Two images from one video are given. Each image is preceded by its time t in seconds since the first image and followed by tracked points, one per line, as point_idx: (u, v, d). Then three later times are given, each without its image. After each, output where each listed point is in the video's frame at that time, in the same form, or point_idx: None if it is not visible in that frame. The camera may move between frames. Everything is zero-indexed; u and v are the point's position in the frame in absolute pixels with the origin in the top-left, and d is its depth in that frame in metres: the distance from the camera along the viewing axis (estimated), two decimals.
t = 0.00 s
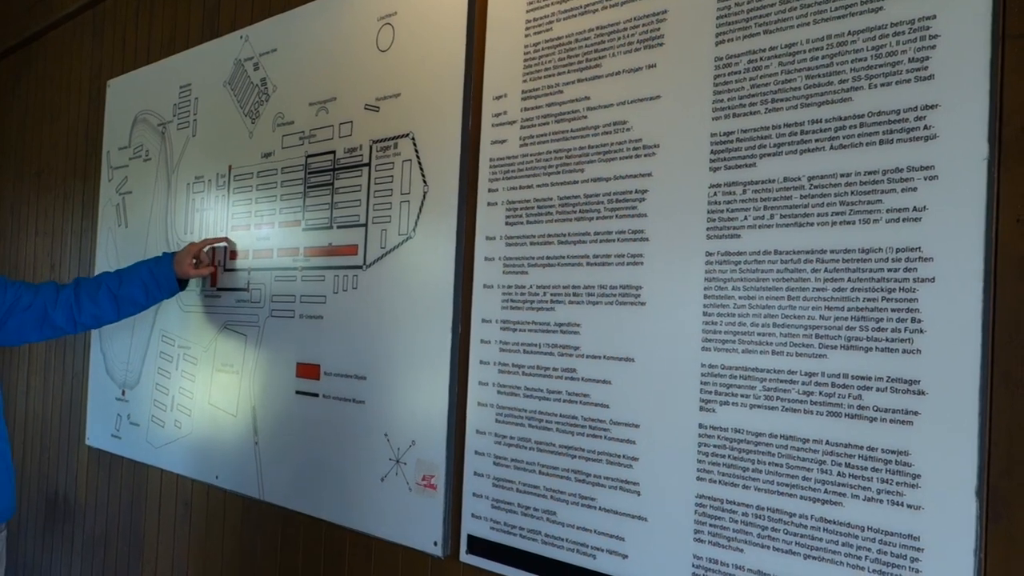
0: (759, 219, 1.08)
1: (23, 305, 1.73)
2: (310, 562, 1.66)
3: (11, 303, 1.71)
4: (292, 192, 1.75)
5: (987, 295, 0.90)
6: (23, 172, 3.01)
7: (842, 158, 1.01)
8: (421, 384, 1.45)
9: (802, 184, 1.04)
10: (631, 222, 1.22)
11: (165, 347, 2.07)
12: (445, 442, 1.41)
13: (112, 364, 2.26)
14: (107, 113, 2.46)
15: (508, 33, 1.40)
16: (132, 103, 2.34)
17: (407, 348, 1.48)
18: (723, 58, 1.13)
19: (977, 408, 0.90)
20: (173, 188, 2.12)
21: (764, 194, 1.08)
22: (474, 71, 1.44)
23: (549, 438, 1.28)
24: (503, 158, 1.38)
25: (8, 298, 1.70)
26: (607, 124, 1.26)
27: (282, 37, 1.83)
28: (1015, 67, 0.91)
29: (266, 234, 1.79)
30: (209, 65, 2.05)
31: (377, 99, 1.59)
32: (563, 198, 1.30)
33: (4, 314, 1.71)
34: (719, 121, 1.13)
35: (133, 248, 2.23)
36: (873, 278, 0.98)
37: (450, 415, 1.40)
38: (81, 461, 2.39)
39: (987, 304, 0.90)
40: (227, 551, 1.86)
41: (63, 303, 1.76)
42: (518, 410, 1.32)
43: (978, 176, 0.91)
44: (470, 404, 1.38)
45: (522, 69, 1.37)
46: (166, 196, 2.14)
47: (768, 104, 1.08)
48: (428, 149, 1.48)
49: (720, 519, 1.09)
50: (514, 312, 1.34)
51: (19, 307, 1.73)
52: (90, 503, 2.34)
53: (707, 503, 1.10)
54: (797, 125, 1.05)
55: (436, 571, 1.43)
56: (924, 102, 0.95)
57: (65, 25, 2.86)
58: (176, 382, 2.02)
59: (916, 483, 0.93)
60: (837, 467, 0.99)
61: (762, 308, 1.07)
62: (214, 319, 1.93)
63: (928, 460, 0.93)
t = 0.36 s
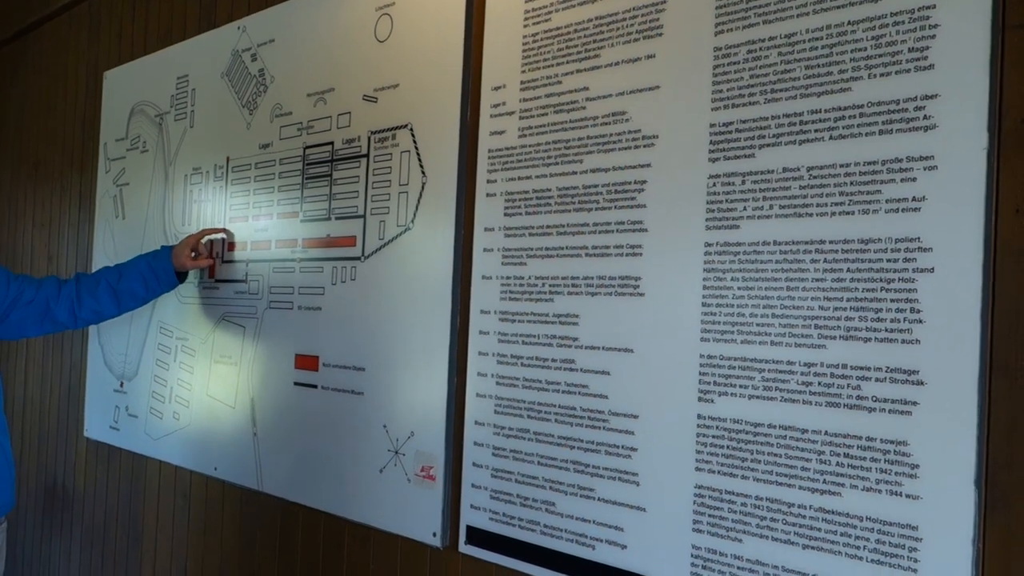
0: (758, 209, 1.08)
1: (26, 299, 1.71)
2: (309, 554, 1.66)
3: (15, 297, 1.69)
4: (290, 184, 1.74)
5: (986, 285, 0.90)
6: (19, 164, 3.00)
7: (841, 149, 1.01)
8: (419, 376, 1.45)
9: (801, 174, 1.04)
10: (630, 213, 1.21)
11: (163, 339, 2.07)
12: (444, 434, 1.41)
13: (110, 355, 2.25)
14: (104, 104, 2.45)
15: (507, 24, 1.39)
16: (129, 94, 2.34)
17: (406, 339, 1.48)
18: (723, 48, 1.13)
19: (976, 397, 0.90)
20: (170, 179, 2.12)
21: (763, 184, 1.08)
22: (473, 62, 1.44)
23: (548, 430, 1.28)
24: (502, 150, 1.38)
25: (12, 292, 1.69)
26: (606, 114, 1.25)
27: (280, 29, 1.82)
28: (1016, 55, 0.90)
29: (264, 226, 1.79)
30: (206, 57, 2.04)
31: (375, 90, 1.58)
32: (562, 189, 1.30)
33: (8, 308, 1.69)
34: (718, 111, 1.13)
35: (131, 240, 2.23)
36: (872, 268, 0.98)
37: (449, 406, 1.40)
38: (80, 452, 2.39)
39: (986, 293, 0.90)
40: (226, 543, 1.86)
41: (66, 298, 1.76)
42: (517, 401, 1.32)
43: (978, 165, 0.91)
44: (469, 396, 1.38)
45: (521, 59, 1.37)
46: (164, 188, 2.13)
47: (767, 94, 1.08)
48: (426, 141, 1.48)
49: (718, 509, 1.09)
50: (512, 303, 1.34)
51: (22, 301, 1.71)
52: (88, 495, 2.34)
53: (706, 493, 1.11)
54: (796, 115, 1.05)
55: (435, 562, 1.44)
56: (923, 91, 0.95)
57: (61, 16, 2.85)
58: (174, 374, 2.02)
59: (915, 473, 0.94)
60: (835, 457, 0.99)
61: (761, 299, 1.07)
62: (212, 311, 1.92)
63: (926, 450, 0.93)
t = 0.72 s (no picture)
0: (759, 204, 1.08)
1: (32, 297, 1.72)
2: (309, 549, 1.66)
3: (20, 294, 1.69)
4: (290, 178, 1.74)
5: (987, 280, 0.90)
6: (19, 158, 2.99)
7: (842, 144, 1.01)
8: (420, 371, 1.45)
9: (803, 170, 1.04)
10: (631, 208, 1.21)
11: (163, 334, 2.06)
12: (444, 429, 1.41)
13: (110, 350, 2.25)
14: (103, 98, 2.44)
15: (508, 19, 1.39)
16: (129, 88, 2.33)
17: (406, 334, 1.48)
18: (724, 43, 1.13)
19: (976, 392, 0.90)
20: (170, 174, 2.11)
21: (764, 179, 1.08)
22: (473, 56, 1.44)
23: (549, 425, 1.28)
24: (502, 144, 1.37)
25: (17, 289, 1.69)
26: (606, 109, 1.25)
27: (280, 23, 1.82)
28: (1018, 50, 0.90)
29: (264, 220, 1.79)
30: (206, 51, 2.04)
31: (375, 85, 1.58)
32: (563, 184, 1.29)
33: (13, 306, 1.69)
34: (719, 106, 1.13)
35: (131, 234, 2.22)
36: (873, 263, 0.98)
37: (449, 401, 1.40)
38: (80, 447, 2.39)
39: (987, 288, 0.90)
40: (225, 538, 1.86)
41: (68, 297, 1.76)
42: (517, 396, 1.32)
43: (980, 159, 0.91)
44: (469, 391, 1.38)
45: (522, 54, 1.36)
46: (164, 183, 2.13)
47: (769, 90, 1.08)
48: (427, 135, 1.48)
49: (719, 504, 1.09)
50: (513, 299, 1.34)
51: (26, 300, 1.71)
52: (88, 491, 2.35)
53: (706, 488, 1.11)
54: (797, 110, 1.05)
55: (435, 557, 1.44)
56: (925, 87, 0.95)
57: (60, 10, 2.84)
58: (174, 369, 2.01)
59: (915, 467, 0.94)
60: (836, 452, 1.00)
61: (761, 294, 1.07)
62: (212, 305, 1.92)
63: (926, 445, 0.93)
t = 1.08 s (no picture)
0: (757, 201, 1.08)
1: (34, 303, 1.73)
2: (308, 547, 1.66)
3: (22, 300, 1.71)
4: (287, 176, 1.74)
5: (985, 276, 0.90)
6: (16, 157, 2.99)
7: (840, 141, 1.01)
8: (418, 369, 1.45)
9: (800, 167, 1.04)
10: (629, 205, 1.21)
11: (161, 332, 2.06)
12: (442, 427, 1.40)
13: (108, 349, 2.25)
14: (101, 97, 2.44)
15: (505, 16, 1.39)
16: (126, 86, 2.33)
17: (404, 333, 1.47)
18: (722, 40, 1.12)
19: (974, 389, 0.90)
20: (167, 172, 2.11)
21: (762, 176, 1.07)
22: (471, 54, 1.43)
23: (547, 423, 1.28)
24: (500, 142, 1.37)
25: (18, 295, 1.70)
26: (604, 107, 1.25)
27: (277, 21, 1.81)
28: (1016, 46, 0.90)
29: (262, 218, 1.78)
30: (203, 49, 2.04)
31: (373, 82, 1.58)
32: (560, 182, 1.29)
33: (15, 312, 1.71)
34: (717, 103, 1.13)
35: (129, 233, 2.22)
36: (872, 260, 0.98)
37: (447, 399, 1.40)
38: (78, 446, 2.39)
39: (985, 285, 0.90)
40: (224, 537, 1.86)
41: (69, 304, 1.77)
42: (515, 395, 1.32)
43: (978, 156, 0.91)
44: (467, 389, 1.38)
45: (519, 52, 1.36)
46: (162, 181, 2.12)
47: (767, 87, 1.08)
48: (424, 133, 1.47)
49: (717, 502, 1.09)
50: (511, 297, 1.34)
51: (28, 306, 1.73)
52: (86, 489, 2.35)
53: (705, 486, 1.11)
54: (795, 107, 1.05)
55: (434, 555, 1.44)
56: (923, 83, 0.95)
57: (57, 9, 2.84)
58: (172, 368, 2.01)
59: (914, 465, 0.94)
60: (834, 449, 0.99)
61: (760, 292, 1.07)
62: (211, 304, 1.92)
63: (925, 441, 0.93)
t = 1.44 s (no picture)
0: (754, 207, 1.08)
1: (40, 313, 1.74)
2: (307, 554, 1.66)
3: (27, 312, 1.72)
4: (285, 183, 1.74)
5: (981, 282, 0.90)
6: (14, 163, 2.99)
7: (836, 147, 1.01)
8: (416, 375, 1.45)
9: (797, 172, 1.04)
10: (626, 211, 1.21)
11: (159, 339, 2.06)
12: (440, 433, 1.40)
13: (106, 355, 2.25)
14: (98, 104, 2.44)
15: (502, 22, 1.39)
16: (124, 93, 2.33)
17: (402, 339, 1.47)
18: (717, 46, 1.13)
19: (971, 395, 0.90)
20: (165, 179, 2.11)
21: (758, 182, 1.08)
22: (468, 60, 1.44)
23: (545, 428, 1.28)
24: (497, 148, 1.37)
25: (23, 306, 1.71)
26: (601, 113, 1.25)
27: (275, 27, 1.82)
28: (1011, 52, 0.90)
29: (260, 225, 1.79)
30: (201, 56, 2.04)
31: (370, 89, 1.58)
32: (558, 188, 1.29)
33: (20, 322, 1.72)
34: (713, 109, 1.13)
35: (127, 239, 2.22)
36: (868, 267, 0.98)
37: (445, 405, 1.40)
38: (76, 453, 2.39)
39: (981, 290, 0.91)
40: (223, 543, 1.86)
41: (74, 315, 1.78)
42: (513, 400, 1.32)
43: (973, 163, 0.91)
44: (465, 395, 1.38)
45: (516, 58, 1.36)
46: (159, 188, 2.13)
47: (763, 93, 1.08)
48: (422, 139, 1.48)
49: (715, 508, 1.09)
50: (509, 303, 1.34)
51: (33, 315, 1.74)
52: (85, 496, 2.34)
53: (703, 492, 1.11)
54: (791, 113, 1.05)
55: (433, 561, 1.44)
56: (919, 89, 0.95)
57: (54, 15, 2.84)
58: (170, 374, 2.01)
59: (911, 470, 0.94)
60: (832, 455, 1.00)
61: (757, 297, 1.08)
62: (209, 310, 1.92)
63: (922, 447, 0.93)
